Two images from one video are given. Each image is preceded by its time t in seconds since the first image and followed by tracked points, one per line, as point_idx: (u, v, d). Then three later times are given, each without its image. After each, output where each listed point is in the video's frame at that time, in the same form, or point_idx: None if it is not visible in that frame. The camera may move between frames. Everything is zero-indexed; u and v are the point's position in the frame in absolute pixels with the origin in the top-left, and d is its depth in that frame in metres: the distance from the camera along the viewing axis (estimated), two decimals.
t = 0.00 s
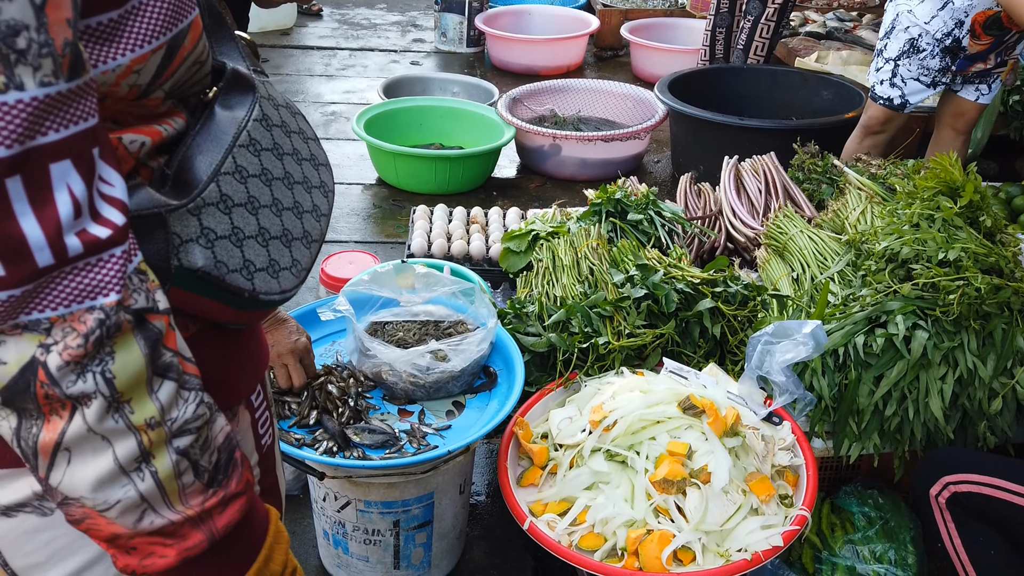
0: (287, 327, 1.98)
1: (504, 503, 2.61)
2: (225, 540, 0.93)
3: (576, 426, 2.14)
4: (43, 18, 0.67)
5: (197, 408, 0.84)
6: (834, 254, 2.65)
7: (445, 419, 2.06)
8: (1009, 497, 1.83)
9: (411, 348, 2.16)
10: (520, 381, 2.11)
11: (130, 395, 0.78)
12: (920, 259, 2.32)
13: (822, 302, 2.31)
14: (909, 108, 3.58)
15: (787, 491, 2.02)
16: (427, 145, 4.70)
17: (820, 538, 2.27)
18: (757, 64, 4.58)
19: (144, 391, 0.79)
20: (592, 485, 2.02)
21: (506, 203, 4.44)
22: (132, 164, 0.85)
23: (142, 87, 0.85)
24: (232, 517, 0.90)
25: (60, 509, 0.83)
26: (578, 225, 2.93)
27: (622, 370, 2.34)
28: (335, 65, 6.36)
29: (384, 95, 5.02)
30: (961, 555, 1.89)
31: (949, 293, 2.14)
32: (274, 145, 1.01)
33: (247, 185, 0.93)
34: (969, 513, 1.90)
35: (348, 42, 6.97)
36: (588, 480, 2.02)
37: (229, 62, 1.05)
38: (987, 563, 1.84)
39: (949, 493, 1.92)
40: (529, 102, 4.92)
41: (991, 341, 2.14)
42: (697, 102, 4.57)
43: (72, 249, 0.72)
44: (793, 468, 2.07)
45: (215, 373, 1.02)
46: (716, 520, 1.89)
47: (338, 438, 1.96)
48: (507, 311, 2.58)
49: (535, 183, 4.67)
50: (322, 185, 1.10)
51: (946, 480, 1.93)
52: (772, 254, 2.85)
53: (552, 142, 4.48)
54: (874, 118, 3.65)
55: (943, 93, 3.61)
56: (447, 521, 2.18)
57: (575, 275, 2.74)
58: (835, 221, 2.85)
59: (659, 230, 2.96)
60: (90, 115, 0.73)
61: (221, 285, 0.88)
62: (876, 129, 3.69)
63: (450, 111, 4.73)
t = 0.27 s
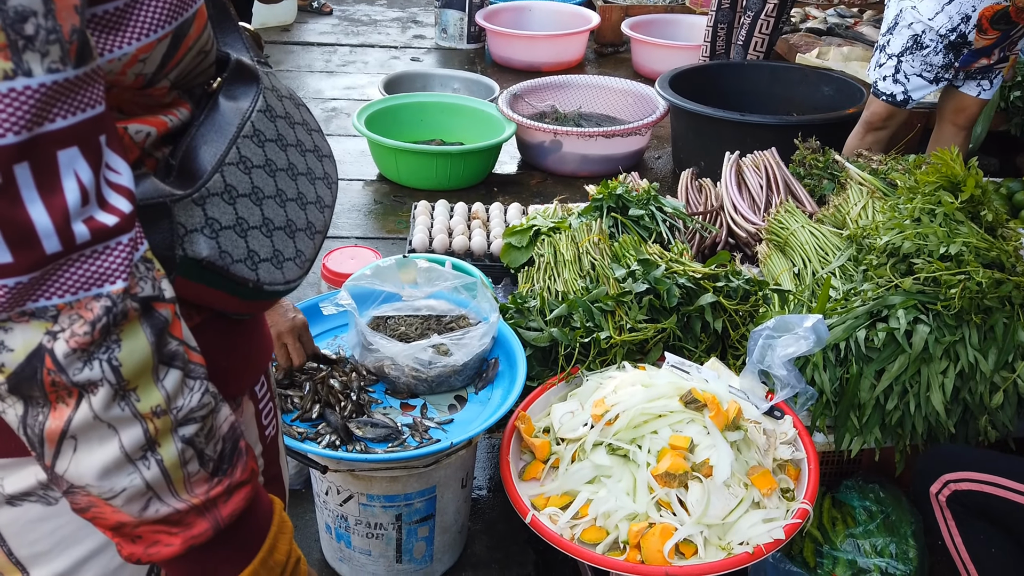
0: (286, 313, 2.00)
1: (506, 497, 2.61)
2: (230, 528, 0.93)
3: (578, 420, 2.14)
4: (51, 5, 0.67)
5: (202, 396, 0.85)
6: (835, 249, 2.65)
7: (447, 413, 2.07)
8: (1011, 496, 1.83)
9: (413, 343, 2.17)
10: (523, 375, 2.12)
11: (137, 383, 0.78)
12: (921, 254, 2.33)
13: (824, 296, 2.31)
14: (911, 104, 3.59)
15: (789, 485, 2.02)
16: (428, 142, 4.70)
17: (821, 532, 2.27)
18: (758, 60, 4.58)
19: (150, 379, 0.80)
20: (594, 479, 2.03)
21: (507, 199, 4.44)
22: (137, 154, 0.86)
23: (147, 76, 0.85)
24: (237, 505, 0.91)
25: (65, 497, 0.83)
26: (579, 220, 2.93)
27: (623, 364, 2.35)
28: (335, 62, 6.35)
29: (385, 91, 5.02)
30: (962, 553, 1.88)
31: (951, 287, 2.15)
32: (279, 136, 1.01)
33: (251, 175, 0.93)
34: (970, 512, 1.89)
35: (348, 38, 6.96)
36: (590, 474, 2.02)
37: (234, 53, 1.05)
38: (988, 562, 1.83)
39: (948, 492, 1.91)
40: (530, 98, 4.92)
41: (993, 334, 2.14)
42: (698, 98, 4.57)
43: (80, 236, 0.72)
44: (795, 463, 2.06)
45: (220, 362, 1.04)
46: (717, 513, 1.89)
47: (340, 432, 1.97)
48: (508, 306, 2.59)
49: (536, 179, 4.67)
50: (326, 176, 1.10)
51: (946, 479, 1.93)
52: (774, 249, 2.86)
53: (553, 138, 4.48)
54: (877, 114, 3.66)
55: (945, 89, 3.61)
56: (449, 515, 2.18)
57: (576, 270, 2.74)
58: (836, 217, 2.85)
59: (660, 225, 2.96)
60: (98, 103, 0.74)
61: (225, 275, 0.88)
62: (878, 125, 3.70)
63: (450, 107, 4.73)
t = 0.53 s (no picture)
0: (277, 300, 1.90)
1: (508, 490, 2.62)
2: (231, 517, 0.94)
3: (580, 413, 2.15)
4: None
5: (203, 385, 0.85)
6: (838, 244, 2.65)
7: (450, 406, 2.07)
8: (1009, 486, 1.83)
9: (415, 336, 2.17)
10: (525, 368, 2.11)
11: (138, 370, 0.79)
12: (924, 248, 2.33)
13: (826, 290, 2.31)
14: (915, 98, 3.58)
15: (790, 478, 2.02)
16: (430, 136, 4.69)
17: (823, 526, 2.26)
18: (761, 55, 4.57)
19: (151, 366, 0.80)
20: (596, 472, 2.03)
21: (510, 193, 4.44)
22: (138, 142, 0.86)
23: (149, 65, 0.86)
24: (238, 494, 0.91)
25: (68, 485, 0.84)
26: (582, 214, 2.93)
27: (626, 358, 2.34)
28: (337, 56, 6.35)
29: (387, 85, 5.02)
30: (962, 543, 1.89)
31: (954, 281, 2.15)
32: (281, 126, 1.01)
33: (253, 164, 0.94)
34: (970, 502, 1.89)
35: (349, 32, 6.95)
36: (592, 467, 2.02)
37: (236, 42, 1.06)
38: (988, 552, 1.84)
39: (948, 482, 1.92)
40: (532, 92, 4.91)
41: (995, 329, 2.14)
42: (700, 92, 4.56)
43: (80, 222, 0.72)
44: (796, 456, 2.07)
45: (223, 351, 1.04)
46: (719, 506, 1.89)
47: (343, 424, 1.98)
48: (511, 300, 2.60)
49: (538, 173, 4.67)
50: (328, 166, 1.10)
51: (945, 470, 1.93)
52: (776, 243, 2.86)
53: (555, 132, 4.47)
54: (881, 109, 3.65)
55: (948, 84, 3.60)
56: (450, 507, 2.19)
57: (579, 264, 2.74)
58: (839, 211, 2.85)
59: (662, 219, 2.95)
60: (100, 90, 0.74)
61: (227, 264, 0.89)
62: (882, 120, 3.69)
63: (452, 101, 4.72)
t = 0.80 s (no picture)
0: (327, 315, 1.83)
1: (509, 484, 2.62)
2: (238, 505, 0.94)
3: (581, 407, 2.15)
4: None
5: (210, 372, 0.85)
6: (840, 238, 2.64)
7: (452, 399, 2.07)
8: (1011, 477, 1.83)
9: (417, 329, 2.17)
10: (527, 361, 2.11)
11: (146, 358, 0.79)
12: (927, 242, 2.33)
13: (828, 285, 2.31)
14: (918, 93, 3.58)
15: (791, 472, 2.02)
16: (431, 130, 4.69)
17: (824, 519, 2.27)
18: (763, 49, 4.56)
19: (159, 354, 0.80)
20: (597, 466, 2.03)
21: (511, 188, 4.43)
22: (143, 131, 0.86)
23: (153, 54, 0.86)
24: (246, 481, 0.91)
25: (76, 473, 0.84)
26: (584, 209, 2.93)
27: (627, 351, 2.34)
28: (339, 50, 6.34)
29: (389, 79, 5.01)
30: (965, 535, 1.89)
31: (957, 275, 2.14)
32: (284, 115, 1.01)
33: (257, 153, 0.94)
34: (974, 494, 1.89)
35: (351, 26, 6.94)
36: (593, 460, 2.03)
37: (238, 32, 1.06)
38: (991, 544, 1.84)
39: (953, 474, 1.92)
40: (534, 87, 4.90)
41: (998, 323, 2.13)
42: (703, 86, 4.56)
43: (89, 210, 0.72)
44: (798, 450, 2.07)
45: (227, 340, 1.06)
46: (720, 499, 1.90)
47: (345, 418, 1.97)
48: (512, 294, 2.60)
49: (540, 167, 4.66)
50: (330, 156, 1.11)
51: (950, 462, 1.94)
52: (778, 237, 2.86)
53: (557, 127, 4.47)
54: (884, 103, 3.66)
55: (952, 78, 3.59)
56: (452, 501, 2.19)
57: (581, 258, 2.74)
58: (841, 205, 2.84)
59: (664, 214, 2.94)
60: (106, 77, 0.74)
61: (232, 253, 0.89)
62: (885, 114, 3.70)
63: (454, 95, 4.72)
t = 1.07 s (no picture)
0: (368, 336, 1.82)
1: (509, 483, 2.62)
2: (243, 500, 0.94)
3: (581, 406, 2.15)
4: None
5: (216, 368, 0.86)
6: (839, 238, 2.64)
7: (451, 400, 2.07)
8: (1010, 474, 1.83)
9: (416, 329, 2.17)
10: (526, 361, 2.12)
11: (152, 353, 0.79)
12: (925, 242, 2.33)
13: (827, 284, 2.31)
14: (918, 92, 3.58)
15: (790, 472, 2.03)
16: (431, 129, 4.69)
17: (823, 518, 2.28)
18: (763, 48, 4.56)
19: (165, 349, 0.80)
20: (597, 465, 2.03)
21: (511, 187, 4.43)
22: (147, 130, 0.86)
23: (155, 52, 0.86)
24: (251, 477, 0.92)
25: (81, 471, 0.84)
26: (583, 208, 2.92)
27: (627, 351, 2.35)
28: (338, 49, 6.34)
29: (388, 79, 5.01)
30: (964, 533, 1.89)
31: (955, 274, 2.15)
32: (284, 114, 1.02)
33: (259, 151, 0.94)
34: (972, 492, 1.90)
35: (350, 25, 6.94)
36: (592, 460, 2.03)
37: (237, 31, 1.06)
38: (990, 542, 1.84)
39: (952, 472, 1.93)
40: (533, 86, 4.90)
41: (996, 322, 2.14)
42: (702, 86, 4.56)
43: (96, 205, 0.72)
44: (797, 449, 2.08)
45: (230, 337, 1.06)
46: (720, 499, 1.90)
47: (344, 417, 1.96)
48: (511, 294, 2.60)
49: (539, 167, 4.67)
50: (331, 154, 1.11)
51: (950, 460, 1.94)
52: (777, 237, 2.86)
53: (556, 126, 4.46)
54: (884, 102, 3.66)
55: (952, 77, 3.59)
56: (452, 500, 2.19)
57: (580, 258, 2.74)
58: (840, 205, 2.85)
59: (663, 213, 2.94)
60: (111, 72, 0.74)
61: (235, 250, 0.89)
62: (885, 113, 3.70)
63: (453, 94, 4.72)
